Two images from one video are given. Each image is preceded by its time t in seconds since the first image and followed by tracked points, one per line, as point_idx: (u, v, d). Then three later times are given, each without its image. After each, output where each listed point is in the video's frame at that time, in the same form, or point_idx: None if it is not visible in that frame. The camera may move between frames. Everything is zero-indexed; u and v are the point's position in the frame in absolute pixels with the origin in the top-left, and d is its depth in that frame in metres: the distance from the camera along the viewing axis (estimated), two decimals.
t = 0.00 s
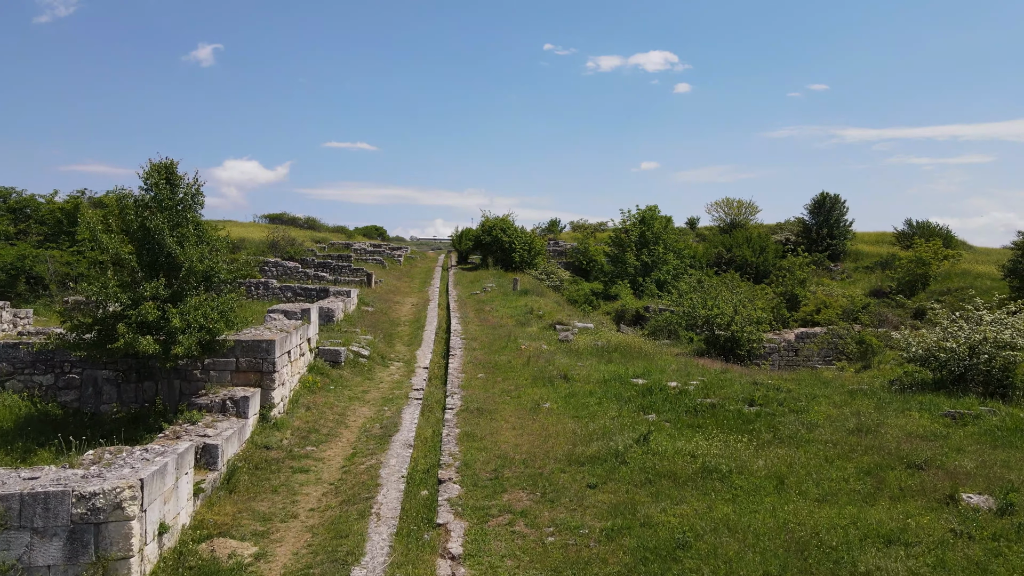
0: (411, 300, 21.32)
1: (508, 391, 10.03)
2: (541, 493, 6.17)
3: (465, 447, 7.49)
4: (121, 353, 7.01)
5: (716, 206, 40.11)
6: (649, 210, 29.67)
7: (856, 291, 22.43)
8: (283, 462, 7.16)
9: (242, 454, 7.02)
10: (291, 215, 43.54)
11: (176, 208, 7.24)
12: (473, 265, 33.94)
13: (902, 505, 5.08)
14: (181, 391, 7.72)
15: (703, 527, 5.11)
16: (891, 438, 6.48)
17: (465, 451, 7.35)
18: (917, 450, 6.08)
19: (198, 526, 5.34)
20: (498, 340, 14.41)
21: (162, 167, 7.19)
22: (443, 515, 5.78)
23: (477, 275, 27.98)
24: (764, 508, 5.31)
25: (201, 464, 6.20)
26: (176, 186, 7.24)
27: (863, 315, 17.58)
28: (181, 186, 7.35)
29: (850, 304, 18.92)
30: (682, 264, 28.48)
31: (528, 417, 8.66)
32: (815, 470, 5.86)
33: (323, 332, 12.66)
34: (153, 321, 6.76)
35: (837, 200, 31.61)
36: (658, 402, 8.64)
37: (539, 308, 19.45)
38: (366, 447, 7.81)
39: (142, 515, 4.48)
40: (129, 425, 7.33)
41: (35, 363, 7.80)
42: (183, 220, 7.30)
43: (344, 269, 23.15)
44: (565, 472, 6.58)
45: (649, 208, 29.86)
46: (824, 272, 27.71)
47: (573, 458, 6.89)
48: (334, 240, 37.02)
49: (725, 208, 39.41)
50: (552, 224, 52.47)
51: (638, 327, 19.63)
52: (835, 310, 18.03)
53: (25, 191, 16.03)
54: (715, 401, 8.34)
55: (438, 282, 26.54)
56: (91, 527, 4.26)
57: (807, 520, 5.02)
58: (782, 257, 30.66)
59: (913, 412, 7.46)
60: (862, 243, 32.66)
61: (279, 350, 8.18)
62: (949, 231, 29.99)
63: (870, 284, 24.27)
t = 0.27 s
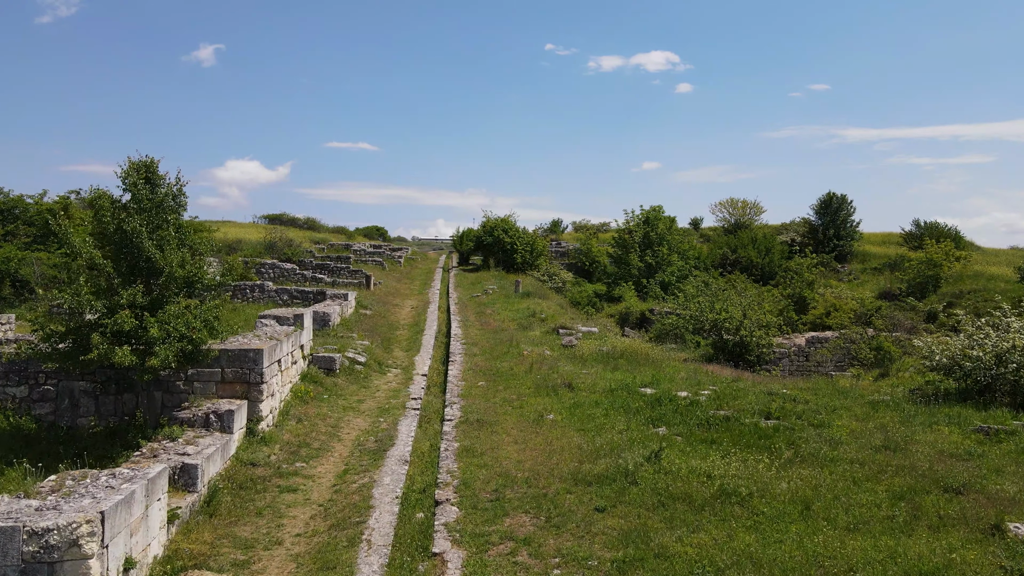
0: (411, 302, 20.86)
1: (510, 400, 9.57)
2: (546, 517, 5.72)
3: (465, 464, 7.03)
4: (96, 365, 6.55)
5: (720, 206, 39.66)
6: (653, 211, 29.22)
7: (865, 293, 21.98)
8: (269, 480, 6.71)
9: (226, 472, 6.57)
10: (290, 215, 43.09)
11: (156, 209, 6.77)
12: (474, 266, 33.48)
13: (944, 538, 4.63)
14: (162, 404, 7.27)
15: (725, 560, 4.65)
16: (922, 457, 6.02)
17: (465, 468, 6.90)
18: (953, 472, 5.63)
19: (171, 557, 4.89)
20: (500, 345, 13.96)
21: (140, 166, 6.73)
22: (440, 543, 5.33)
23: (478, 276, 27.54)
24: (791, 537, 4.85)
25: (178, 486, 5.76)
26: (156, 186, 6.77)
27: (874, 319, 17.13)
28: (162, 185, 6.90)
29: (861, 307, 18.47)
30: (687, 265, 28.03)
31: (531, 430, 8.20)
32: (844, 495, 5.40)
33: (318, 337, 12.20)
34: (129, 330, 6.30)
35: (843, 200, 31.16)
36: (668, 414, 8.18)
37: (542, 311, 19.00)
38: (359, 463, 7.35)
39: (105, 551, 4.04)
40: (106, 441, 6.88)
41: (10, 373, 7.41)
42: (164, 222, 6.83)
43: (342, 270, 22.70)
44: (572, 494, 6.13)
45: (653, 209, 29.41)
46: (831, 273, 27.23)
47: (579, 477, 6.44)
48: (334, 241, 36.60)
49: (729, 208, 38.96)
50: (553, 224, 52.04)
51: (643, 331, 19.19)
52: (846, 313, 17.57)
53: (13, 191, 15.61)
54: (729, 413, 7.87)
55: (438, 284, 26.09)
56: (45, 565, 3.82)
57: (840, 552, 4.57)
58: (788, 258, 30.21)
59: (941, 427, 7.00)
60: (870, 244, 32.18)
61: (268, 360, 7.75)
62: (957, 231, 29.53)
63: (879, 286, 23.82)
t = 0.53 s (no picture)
0: (414, 305, 20.43)
1: (516, 411, 9.12)
2: (556, 545, 5.26)
3: (468, 483, 6.58)
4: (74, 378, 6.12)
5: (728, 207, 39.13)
6: (661, 211, 28.75)
7: (879, 296, 21.46)
8: (258, 501, 6.26)
9: (212, 493, 6.12)
10: (294, 216, 42.73)
11: (138, 212, 6.35)
12: (479, 267, 33.04)
13: None
14: (147, 418, 6.86)
15: None
16: (964, 481, 5.53)
17: (468, 488, 6.44)
18: (1001, 498, 5.14)
19: None
20: (505, 351, 13.51)
21: (121, 165, 6.31)
22: None
23: (483, 278, 27.12)
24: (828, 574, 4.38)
25: (157, 511, 5.33)
26: (138, 188, 6.36)
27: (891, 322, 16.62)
28: (144, 186, 6.48)
29: (876, 310, 17.96)
30: (695, 266, 27.54)
31: (538, 444, 7.74)
32: (881, 524, 4.93)
33: (317, 344, 11.77)
34: (107, 341, 5.87)
35: (855, 200, 30.62)
36: (684, 428, 7.72)
37: (548, 315, 18.52)
38: (355, 481, 6.91)
39: None
40: (85, 458, 6.46)
41: None
42: (147, 225, 6.41)
43: (345, 272, 22.29)
44: (583, 519, 5.67)
45: (661, 209, 28.93)
46: (843, 274, 26.69)
47: (591, 499, 5.98)
48: (338, 242, 36.26)
49: (737, 208, 38.41)
50: (559, 225, 51.63)
51: (652, 334, 18.72)
52: (861, 316, 17.03)
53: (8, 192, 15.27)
54: (749, 428, 7.40)
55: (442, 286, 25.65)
56: None
57: None
58: (798, 259, 29.69)
59: (980, 444, 6.52)
60: (882, 245, 31.58)
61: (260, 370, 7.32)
62: (971, 231, 28.94)
63: (893, 288, 23.29)
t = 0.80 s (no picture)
0: (418, 308, 19.99)
1: (522, 423, 8.68)
2: None
3: (470, 504, 6.14)
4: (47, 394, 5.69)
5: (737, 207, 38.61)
6: (669, 211, 28.27)
7: (893, 298, 20.94)
8: (245, 524, 5.83)
9: (195, 516, 5.69)
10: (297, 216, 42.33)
11: (115, 214, 5.95)
12: (484, 268, 32.59)
13: None
14: (129, 434, 6.43)
15: None
16: (1012, 507, 5.06)
17: (471, 511, 5.99)
18: None
19: None
20: (510, 356, 13.07)
21: (97, 164, 5.92)
22: None
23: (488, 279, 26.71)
24: None
25: (132, 540, 4.90)
26: (114, 188, 5.97)
27: (909, 326, 16.12)
28: (122, 187, 6.08)
29: (892, 313, 17.45)
30: (704, 268, 27.06)
31: (546, 460, 7.30)
32: (926, 559, 4.46)
33: (315, 350, 11.34)
34: (82, 353, 5.45)
35: (867, 201, 30.09)
36: (700, 443, 7.26)
37: (555, 318, 18.07)
38: (350, 501, 6.47)
39: None
40: (61, 477, 6.03)
41: None
42: (125, 228, 6.01)
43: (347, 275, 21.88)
44: (595, 547, 5.22)
45: (668, 209, 28.45)
46: (855, 276, 26.16)
47: (603, 524, 5.53)
48: (342, 243, 35.89)
49: (746, 208, 37.89)
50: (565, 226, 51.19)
51: (661, 338, 18.26)
52: (878, 320, 16.53)
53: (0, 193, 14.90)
54: (771, 444, 6.92)
55: (447, 288, 25.23)
56: None
57: None
58: (808, 261, 29.17)
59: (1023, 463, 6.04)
60: (894, 246, 31.04)
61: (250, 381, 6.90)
62: (986, 232, 28.35)
63: (907, 290, 22.76)
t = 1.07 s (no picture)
0: (416, 310, 19.55)
1: (523, 433, 8.23)
2: None
3: (468, 525, 5.70)
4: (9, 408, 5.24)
5: (740, 207, 38.16)
6: (672, 211, 27.82)
7: (902, 299, 20.49)
8: (224, 547, 5.38)
9: (169, 539, 5.25)
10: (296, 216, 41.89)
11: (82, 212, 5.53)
12: (484, 269, 32.14)
13: None
14: (102, 448, 6.00)
15: None
16: None
17: (468, 532, 5.54)
18: None
19: None
20: (511, 361, 12.61)
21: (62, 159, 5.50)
22: None
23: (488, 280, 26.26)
24: None
25: (94, 570, 4.46)
26: (81, 184, 5.55)
27: (921, 329, 15.66)
28: (91, 183, 5.66)
29: (903, 315, 16.99)
30: (708, 268, 26.61)
31: (548, 474, 6.86)
32: None
33: (307, 355, 10.89)
34: (45, 362, 5.02)
35: (873, 200, 29.63)
36: (713, 456, 6.81)
37: (557, 320, 17.62)
38: (338, 521, 6.02)
39: None
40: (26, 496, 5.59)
41: None
42: (93, 227, 5.59)
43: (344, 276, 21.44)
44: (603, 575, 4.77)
45: (671, 209, 28.01)
46: (862, 276, 25.69)
47: (611, 549, 5.08)
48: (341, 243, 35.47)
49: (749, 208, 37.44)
50: (566, 226, 50.77)
51: (665, 341, 17.81)
52: (888, 322, 16.07)
53: None
54: (790, 458, 6.47)
55: (446, 289, 24.78)
56: None
57: None
58: (813, 261, 28.71)
59: None
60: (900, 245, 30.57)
61: (233, 391, 6.47)
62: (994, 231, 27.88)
63: (916, 291, 22.30)
